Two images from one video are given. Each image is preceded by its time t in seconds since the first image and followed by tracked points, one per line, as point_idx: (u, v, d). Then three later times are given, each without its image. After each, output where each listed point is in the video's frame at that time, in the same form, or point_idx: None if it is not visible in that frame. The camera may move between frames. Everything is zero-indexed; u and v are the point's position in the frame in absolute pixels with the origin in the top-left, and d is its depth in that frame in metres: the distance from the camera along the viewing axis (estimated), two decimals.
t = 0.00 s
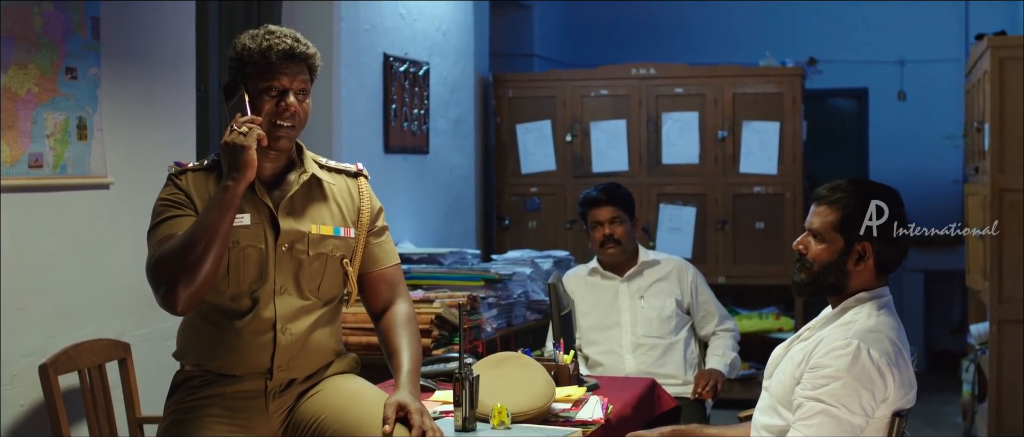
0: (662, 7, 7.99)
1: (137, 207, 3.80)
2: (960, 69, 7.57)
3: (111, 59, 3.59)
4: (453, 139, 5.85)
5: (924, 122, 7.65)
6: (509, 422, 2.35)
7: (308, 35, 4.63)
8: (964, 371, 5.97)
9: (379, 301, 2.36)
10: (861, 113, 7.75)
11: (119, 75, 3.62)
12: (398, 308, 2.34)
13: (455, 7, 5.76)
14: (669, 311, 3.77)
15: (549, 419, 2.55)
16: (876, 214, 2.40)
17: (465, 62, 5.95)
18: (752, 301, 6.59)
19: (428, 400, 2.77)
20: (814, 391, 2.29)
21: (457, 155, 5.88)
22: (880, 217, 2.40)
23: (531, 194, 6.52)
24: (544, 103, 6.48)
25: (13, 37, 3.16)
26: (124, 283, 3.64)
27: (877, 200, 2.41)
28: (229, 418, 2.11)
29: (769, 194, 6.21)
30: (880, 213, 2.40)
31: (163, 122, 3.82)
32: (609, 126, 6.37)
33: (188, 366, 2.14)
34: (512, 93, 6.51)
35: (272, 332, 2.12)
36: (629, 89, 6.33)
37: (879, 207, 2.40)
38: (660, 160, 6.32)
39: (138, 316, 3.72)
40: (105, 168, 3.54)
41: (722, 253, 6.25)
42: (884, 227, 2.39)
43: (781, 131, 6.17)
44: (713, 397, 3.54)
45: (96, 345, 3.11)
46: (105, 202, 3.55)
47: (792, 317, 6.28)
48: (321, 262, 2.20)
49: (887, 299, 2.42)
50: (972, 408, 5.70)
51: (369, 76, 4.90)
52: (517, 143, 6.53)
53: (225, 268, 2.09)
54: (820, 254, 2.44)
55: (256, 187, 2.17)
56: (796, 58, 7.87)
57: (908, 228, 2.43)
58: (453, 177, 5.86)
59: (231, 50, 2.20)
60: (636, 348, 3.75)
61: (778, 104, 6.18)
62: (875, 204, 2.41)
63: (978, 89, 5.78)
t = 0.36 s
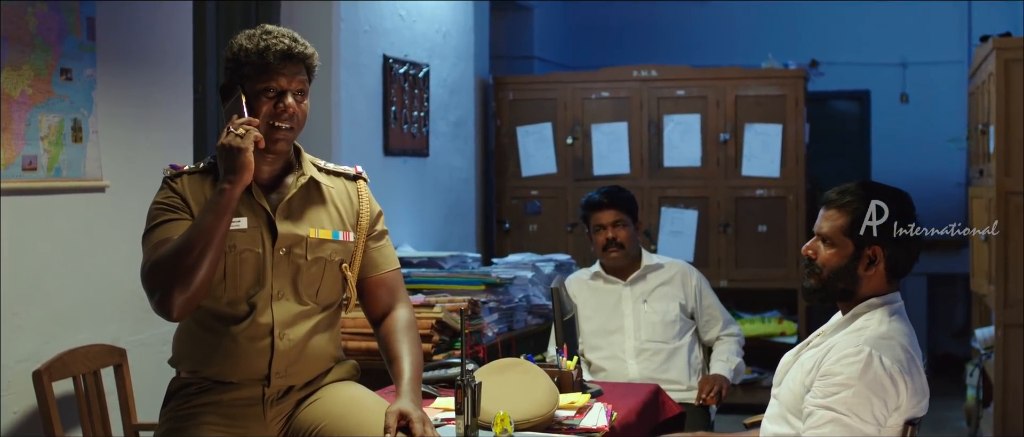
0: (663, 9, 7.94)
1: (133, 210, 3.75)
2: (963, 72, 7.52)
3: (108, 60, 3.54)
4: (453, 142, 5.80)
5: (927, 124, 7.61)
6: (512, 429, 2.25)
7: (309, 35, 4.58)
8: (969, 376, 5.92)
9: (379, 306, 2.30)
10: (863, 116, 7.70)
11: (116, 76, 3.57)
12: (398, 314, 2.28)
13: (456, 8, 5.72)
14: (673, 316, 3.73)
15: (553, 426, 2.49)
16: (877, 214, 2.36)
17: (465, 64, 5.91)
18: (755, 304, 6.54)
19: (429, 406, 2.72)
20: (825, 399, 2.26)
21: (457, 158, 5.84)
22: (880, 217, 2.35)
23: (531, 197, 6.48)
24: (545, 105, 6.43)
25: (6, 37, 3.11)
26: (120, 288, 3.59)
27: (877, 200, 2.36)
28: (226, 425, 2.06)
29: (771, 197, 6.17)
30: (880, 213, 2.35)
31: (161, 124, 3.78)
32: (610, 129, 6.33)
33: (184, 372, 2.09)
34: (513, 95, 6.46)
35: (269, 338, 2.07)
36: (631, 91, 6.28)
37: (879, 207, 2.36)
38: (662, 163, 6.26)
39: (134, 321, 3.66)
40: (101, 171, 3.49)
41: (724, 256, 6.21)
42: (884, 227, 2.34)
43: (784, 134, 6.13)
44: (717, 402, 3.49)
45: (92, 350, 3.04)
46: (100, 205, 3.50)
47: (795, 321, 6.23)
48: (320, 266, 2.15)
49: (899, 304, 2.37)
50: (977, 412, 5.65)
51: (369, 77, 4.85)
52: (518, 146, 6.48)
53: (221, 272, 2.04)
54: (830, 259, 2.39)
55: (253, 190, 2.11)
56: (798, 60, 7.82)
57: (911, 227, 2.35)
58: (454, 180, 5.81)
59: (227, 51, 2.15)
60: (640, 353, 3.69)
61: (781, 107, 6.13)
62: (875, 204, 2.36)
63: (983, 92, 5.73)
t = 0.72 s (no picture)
0: (665, 9, 7.89)
1: (131, 212, 3.70)
2: (968, 73, 7.46)
3: (105, 60, 3.49)
4: (455, 144, 5.74)
5: (932, 125, 7.55)
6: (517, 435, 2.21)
7: (308, 34, 4.52)
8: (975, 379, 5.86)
9: (381, 310, 2.25)
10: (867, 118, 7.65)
11: (112, 76, 3.51)
12: (401, 318, 2.23)
13: (457, 9, 5.67)
14: (678, 319, 3.67)
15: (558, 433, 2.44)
16: (876, 214, 2.30)
17: (467, 64, 5.85)
18: (759, 307, 6.48)
19: (432, 412, 2.66)
20: (837, 406, 2.22)
21: (459, 159, 5.78)
22: (880, 217, 2.29)
23: (534, 198, 6.42)
24: (547, 107, 6.37)
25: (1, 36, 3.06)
26: (116, 291, 3.54)
27: (877, 200, 2.31)
28: (225, 433, 2.01)
29: (775, 199, 6.11)
30: (880, 213, 2.30)
31: (159, 125, 3.73)
32: (613, 130, 6.28)
33: (181, 378, 2.03)
34: (514, 97, 6.39)
35: (268, 343, 2.02)
36: (633, 92, 6.23)
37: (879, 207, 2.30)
38: (665, 165, 6.21)
39: (131, 325, 3.61)
40: (97, 172, 3.44)
41: (727, 259, 6.16)
42: (884, 228, 2.28)
43: (788, 135, 6.08)
44: (723, 407, 3.44)
45: (88, 355, 2.98)
46: (97, 207, 3.45)
47: (799, 324, 6.17)
48: (319, 271, 2.10)
49: (912, 308, 2.32)
50: (983, 416, 5.59)
51: (370, 78, 4.80)
52: (520, 148, 6.42)
53: (219, 277, 1.99)
54: (842, 262, 2.33)
55: (252, 192, 2.06)
56: (801, 61, 7.77)
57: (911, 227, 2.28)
58: (456, 182, 5.76)
59: (224, 50, 2.10)
60: (645, 357, 3.64)
61: (785, 108, 6.08)
62: (875, 204, 2.31)
63: (989, 93, 5.68)
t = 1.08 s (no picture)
0: (667, 10, 7.84)
1: (127, 215, 3.64)
2: (973, 74, 7.40)
3: (102, 60, 3.44)
4: (456, 146, 5.68)
5: (936, 128, 7.49)
6: None
7: (309, 35, 4.47)
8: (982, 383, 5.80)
9: (382, 316, 2.20)
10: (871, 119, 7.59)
11: (109, 77, 3.46)
12: (402, 323, 2.17)
13: (459, 9, 5.62)
14: (684, 324, 3.61)
15: None
16: (877, 214, 2.26)
17: (469, 66, 5.81)
18: (763, 311, 6.43)
19: (434, 420, 2.60)
20: (850, 414, 2.17)
21: (460, 161, 5.72)
22: (880, 217, 2.25)
23: (536, 201, 6.37)
24: (550, 108, 6.32)
25: None
26: (113, 295, 3.48)
27: (877, 200, 2.26)
28: None
29: (780, 202, 6.06)
30: (880, 213, 2.25)
31: (156, 127, 3.67)
32: (615, 132, 6.22)
33: (178, 386, 1.98)
34: (516, 98, 6.34)
35: (268, 349, 1.97)
36: (636, 94, 6.18)
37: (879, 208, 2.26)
38: (668, 167, 6.16)
39: (128, 330, 3.56)
40: (94, 174, 3.39)
41: (731, 261, 6.10)
42: (884, 228, 2.24)
43: (792, 137, 6.02)
44: (730, 413, 3.39)
45: (84, 361, 2.91)
46: (93, 210, 3.40)
47: (804, 327, 6.12)
48: (319, 275, 2.05)
49: (926, 313, 2.26)
50: (991, 420, 5.53)
51: (371, 80, 4.75)
52: (522, 150, 6.37)
53: (216, 281, 1.93)
54: (854, 266, 2.28)
55: (250, 195, 2.01)
56: (805, 62, 7.71)
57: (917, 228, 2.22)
58: (457, 184, 5.71)
59: (221, 50, 2.05)
60: (649, 362, 3.59)
61: (789, 110, 6.02)
62: (875, 204, 2.26)
63: (995, 94, 5.62)
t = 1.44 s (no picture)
0: (672, 13, 7.78)
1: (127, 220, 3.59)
2: (981, 78, 7.32)
3: (102, 63, 3.40)
4: (460, 150, 5.63)
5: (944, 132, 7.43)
6: None
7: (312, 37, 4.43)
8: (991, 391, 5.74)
9: (387, 324, 2.14)
10: (878, 124, 7.53)
11: (108, 79, 3.42)
12: (407, 331, 2.12)
13: (463, 12, 5.57)
14: (691, 331, 3.56)
15: None
16: (876, 214, 2.24)
17: (473, 69, 5.76)
18: (769, 317, 6.37)
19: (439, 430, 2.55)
20: (867, 425, 2.13)
21: (464, 166, 5.67)
22: (880, 217, 2.23)
23: (540, 206, 6.31)
24: (554, 113, 6.27)
25: None
26: (113, 302, 3.43)
27: (876, 201, 2.25)
28: None
29: (787, 207, 6.00)
30: (880, 213, 2.23)
31: (156, 130, 3.62)
32: (620, 136, 6.16)
33: (176, 395, 1.93)
34: (520, 103, 6.30)
35: (269, 358, 1.91)
36: (642, 98, 6.12)
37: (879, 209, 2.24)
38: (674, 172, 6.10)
39: (128, 337, 3.51)
40: (93, 179, 3.34)
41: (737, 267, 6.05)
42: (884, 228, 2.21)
43: (799, 142, 5.96)
44: (739, 422, 3.35)
45: (82, 369, 2.83)
46: (93, 216, 3.35)
47: (811, 333, 6.05)
48: (322, 282, 1.99)
49: (944, 322, 2.20)
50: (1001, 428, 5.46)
51: (374, 84, 4.70)
52: (526, 155, 6.32)
53: (216, 288, 1.88)
54: (870, 272, 2.22)
55: (251, 200, 1.96)
56: (811, 66, 7.64)
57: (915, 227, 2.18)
58: (461, 188, 5.66)
59: (223, 51, 2.00)
60: (658, 370, 3.54)
61: (796, 114, 5.97)
62: (875, 205, 2.25)
63: (1004, 98, 5.56)
